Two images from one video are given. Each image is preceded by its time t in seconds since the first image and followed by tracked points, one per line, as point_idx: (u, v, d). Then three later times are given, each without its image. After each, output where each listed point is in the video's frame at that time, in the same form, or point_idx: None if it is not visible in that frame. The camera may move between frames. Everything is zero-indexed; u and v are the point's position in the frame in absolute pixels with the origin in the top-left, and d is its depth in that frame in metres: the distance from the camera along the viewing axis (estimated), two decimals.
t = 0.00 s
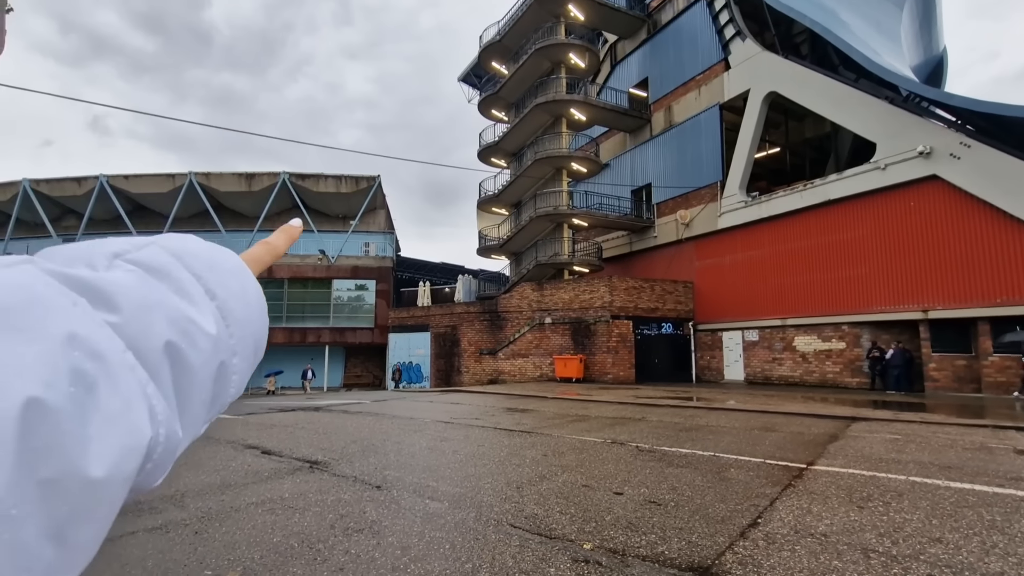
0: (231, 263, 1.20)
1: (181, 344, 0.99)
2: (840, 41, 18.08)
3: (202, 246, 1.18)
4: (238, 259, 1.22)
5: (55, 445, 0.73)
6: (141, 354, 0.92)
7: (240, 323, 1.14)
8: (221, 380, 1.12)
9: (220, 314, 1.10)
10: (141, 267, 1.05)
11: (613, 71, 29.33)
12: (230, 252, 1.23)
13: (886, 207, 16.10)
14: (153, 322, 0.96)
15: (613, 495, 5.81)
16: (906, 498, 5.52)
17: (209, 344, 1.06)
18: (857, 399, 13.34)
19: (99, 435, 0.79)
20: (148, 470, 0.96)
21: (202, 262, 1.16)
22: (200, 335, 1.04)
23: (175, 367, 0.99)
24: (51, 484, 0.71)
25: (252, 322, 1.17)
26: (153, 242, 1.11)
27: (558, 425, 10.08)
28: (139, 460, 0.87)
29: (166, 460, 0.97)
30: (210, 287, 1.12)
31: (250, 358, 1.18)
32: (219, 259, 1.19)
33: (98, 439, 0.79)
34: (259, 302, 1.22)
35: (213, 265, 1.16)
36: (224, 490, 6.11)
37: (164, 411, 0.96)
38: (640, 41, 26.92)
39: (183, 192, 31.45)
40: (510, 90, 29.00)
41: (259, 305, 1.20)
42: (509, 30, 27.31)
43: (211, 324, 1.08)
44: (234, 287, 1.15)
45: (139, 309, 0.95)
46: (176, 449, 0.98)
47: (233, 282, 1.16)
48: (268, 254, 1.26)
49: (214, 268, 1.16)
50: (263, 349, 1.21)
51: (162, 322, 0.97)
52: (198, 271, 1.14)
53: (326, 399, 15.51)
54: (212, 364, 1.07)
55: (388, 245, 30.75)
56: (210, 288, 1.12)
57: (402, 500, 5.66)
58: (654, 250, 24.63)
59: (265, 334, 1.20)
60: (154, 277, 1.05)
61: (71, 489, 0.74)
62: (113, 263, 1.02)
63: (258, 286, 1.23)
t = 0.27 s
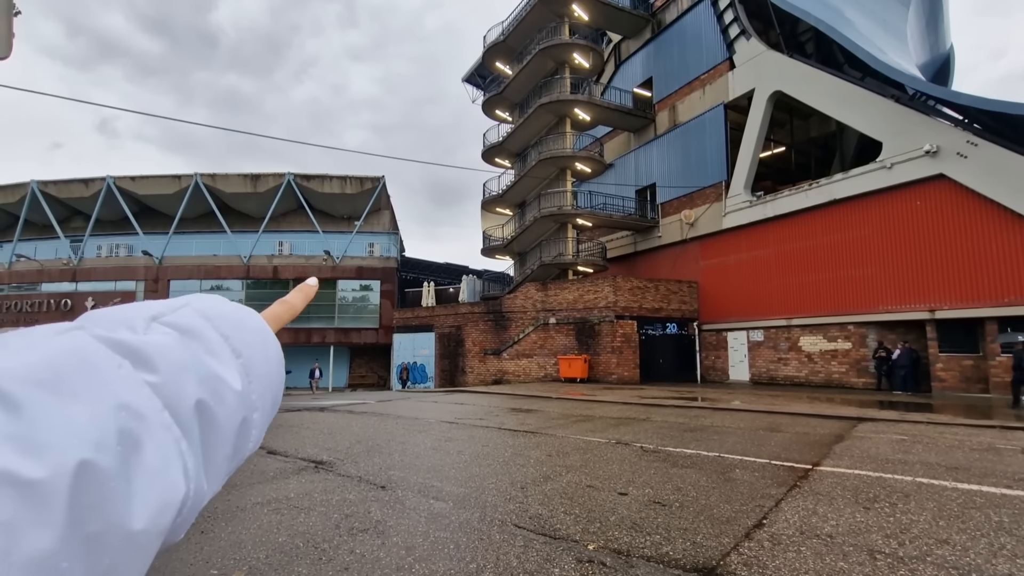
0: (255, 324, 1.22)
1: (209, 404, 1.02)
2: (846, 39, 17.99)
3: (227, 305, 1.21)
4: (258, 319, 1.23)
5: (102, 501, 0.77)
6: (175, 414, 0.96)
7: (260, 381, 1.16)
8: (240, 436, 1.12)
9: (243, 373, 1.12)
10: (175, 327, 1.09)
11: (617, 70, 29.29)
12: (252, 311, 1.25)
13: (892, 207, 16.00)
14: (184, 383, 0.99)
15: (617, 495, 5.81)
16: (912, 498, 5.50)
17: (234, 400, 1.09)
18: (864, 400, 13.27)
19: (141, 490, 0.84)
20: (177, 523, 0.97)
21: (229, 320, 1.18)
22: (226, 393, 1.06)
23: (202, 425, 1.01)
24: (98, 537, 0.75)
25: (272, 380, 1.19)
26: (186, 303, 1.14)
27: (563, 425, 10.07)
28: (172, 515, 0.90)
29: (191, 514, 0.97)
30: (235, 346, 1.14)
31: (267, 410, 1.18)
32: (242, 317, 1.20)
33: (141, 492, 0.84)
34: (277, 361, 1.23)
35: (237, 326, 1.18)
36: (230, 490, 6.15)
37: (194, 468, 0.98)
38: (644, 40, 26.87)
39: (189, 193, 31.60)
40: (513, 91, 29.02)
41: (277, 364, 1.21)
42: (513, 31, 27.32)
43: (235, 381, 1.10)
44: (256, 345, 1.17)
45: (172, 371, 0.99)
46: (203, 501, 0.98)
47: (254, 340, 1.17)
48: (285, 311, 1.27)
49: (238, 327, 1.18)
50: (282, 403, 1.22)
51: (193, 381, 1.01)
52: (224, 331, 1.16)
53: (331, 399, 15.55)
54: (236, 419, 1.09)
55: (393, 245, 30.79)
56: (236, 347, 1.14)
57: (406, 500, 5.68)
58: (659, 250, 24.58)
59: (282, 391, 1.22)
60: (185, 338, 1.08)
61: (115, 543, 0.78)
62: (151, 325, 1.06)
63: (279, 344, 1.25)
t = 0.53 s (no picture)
0: (273, 393, 1.21)
1: (233, 475, 1.00)
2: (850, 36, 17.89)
3: (248, 375, 1.20)
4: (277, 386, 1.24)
5: None
6: (202, 485, 0.93)
7: (278, 451, 1.14)
8: (257, 508, 1.08)
9: (262, 444, 1.10)
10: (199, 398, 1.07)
11: (620, 69, 29.23)
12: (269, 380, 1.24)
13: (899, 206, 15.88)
14: (209, 455, 0.97)
15: (621, 494, 5.79)
16: (919, 497, 5.46)
17: (254, 471, 1.06)
18: (870, 397, 13.19)
19: (171, 566, 0.82)
20: None
21: (248, 391, 1.17)
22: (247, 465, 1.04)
23: (225, 497, 0.98)
24: None
25: (287, 449, 1.17)
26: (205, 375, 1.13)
27: (567, 424, 10.05)
28: None
29: None
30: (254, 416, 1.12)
31: (284, 477, 1.15)
32: (258, 387, 1.19)
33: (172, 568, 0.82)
34: (293, 430, 1.22)
35: (255, 396, 1.16)
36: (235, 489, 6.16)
37: (218, 543, 0.95)
38: (647, 38, 26.79)
39: (193, 193, 31.69)
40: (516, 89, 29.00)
41: (292, 433, 1.19)
42: (515, 30, 27.30)
43: (255, 451, 1.08)
44: (274, 415, 1.16)
45: (198, 444, 0.97)
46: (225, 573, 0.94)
47: (273, 411, 1.16)
48: (304, 378, 1.32)
49: (259, 396, 1.17)
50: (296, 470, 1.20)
51: (217, 452, 0.99)
52: (245, 402, 1.14)
53: (335, 398, 15.57)
54: (256, 489, 1.07)
55: (396, 245, 30.80)
56: (256, 418, 1.13)
57: (410, 499, 5.68)
58: (663, 248, 24.51)
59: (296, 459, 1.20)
60: (207, 409, 1.06)
61: None
62: (177, 397, 1.05)
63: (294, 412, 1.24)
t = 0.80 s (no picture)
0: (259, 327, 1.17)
1: (214, 412, 0.99)
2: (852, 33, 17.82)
3: (233, 312, 1.18)
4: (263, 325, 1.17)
5: (110, 514, 0.76)
6: (182, 420, 0.94)
7: (265, 387, 1.12)
8: (248, 442, 1.09)
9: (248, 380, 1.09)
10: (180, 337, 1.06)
11: (621, 67, 29.19)
12: (255, 318, 1.19)
13: (901, 201, 15.84)
14: (188, 393, 0.96)
15: (624, 493, 5.79)
16: (923, 496, 5.43)
17: (243, 407, 1.06)
18: (873, 396, 13.16)
19: (150, 497, 0.83)
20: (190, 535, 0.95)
21: (232, 326, 1.15)
22: (235, 400, 1.04)
23: (207, 434, 0.98)
24: (110, 548, 0.75)
25: (277, 381, 1.16)
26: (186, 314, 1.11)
27: (570, 423, 10.04)
28: (183, 521, 0.89)
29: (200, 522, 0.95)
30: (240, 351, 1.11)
31: (277, 415, 1.16)
32: (242, 324, 1.16)
33: (151, 500, 0.83)
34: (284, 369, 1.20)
35: (239, 332, 1.14)
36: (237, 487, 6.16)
37: (204, 476, 0.96)
38: (649, 36, 26.73)
39: (195, 193, 31.72)
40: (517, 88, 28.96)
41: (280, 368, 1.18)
42: (516, 28, 27.27)
43: (243, 388, 1.07)
44: (262, 349, 1.14)
45: (175, 382, 0.96)
46: (216, 506, 0.97)
47: (256, 347, 1.13)
48: (290, 313, 1.23)
49: (243, 332, 1.15)
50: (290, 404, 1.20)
51: (196, 392, 0.98)
52: (229, 339, 1.12)
53: (338, 397, 15.58)
54: (244, 425, 1.06)
55: (398, 244, 30.79)
56: (242, 354, 1.11)
57: (413, 498, 5.67)
58: (664, 247, 24.49)
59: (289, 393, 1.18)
60: (189, 348, 1.05)
61: (125, 554, 0.77)
62: (154, 338, 1.03)
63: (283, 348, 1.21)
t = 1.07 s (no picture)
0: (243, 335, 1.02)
1: (198, 442, 0.87)
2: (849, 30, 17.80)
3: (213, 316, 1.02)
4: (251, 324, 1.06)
5: None
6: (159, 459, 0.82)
7: (261, 403, 1.01)
8: (242, 465, 0.96)
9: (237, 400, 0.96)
10: (165, 351, 0.94)
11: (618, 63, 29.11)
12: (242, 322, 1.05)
13: (899, 198, 15.80)
14: (169, 424, 0.85)
15: (619, 489, 5.79)
16: (917, 492, 5.45)
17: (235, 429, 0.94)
18: (868, 392, 13.20)
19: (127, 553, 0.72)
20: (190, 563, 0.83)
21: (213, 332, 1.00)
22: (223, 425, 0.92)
23: (194, 466, 0.86)
24: None
25: (273, 395, 1.03)
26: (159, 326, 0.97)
27: (564, 419, 10.04)
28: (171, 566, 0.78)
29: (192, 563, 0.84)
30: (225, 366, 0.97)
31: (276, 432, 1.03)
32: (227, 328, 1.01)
33: (134, 544, 0.73)
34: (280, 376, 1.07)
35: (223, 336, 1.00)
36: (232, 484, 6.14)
37: (191, 510, 0.85)
38: (646, 32, 26.66)
39: (190, 189, 31.59)
40: (514, 84, 28.86)
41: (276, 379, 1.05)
42: (513, 23, 27.16)
43: (232, 410, 0.95)
44: (250, 363, 1.00)
45: (153, 413, 0.85)
46: (210, 542, 0.86)
47: (247, 359, 1.00)
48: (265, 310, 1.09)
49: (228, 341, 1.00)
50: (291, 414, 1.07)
51: (178, 419, 0.87)
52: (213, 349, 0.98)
53: (333, 394, 15.57)
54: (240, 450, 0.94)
55: (394, 241, 30.73)
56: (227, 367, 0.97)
57: (408, 494, 5.66)
58: (661, 243, 24.48)
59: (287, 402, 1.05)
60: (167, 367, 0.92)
61: None
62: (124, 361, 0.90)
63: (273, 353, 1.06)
